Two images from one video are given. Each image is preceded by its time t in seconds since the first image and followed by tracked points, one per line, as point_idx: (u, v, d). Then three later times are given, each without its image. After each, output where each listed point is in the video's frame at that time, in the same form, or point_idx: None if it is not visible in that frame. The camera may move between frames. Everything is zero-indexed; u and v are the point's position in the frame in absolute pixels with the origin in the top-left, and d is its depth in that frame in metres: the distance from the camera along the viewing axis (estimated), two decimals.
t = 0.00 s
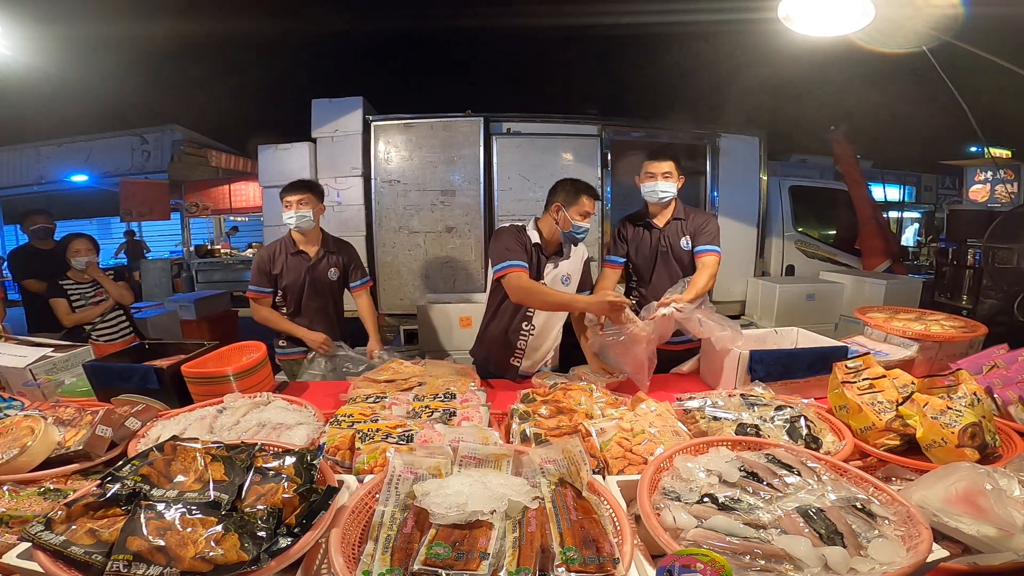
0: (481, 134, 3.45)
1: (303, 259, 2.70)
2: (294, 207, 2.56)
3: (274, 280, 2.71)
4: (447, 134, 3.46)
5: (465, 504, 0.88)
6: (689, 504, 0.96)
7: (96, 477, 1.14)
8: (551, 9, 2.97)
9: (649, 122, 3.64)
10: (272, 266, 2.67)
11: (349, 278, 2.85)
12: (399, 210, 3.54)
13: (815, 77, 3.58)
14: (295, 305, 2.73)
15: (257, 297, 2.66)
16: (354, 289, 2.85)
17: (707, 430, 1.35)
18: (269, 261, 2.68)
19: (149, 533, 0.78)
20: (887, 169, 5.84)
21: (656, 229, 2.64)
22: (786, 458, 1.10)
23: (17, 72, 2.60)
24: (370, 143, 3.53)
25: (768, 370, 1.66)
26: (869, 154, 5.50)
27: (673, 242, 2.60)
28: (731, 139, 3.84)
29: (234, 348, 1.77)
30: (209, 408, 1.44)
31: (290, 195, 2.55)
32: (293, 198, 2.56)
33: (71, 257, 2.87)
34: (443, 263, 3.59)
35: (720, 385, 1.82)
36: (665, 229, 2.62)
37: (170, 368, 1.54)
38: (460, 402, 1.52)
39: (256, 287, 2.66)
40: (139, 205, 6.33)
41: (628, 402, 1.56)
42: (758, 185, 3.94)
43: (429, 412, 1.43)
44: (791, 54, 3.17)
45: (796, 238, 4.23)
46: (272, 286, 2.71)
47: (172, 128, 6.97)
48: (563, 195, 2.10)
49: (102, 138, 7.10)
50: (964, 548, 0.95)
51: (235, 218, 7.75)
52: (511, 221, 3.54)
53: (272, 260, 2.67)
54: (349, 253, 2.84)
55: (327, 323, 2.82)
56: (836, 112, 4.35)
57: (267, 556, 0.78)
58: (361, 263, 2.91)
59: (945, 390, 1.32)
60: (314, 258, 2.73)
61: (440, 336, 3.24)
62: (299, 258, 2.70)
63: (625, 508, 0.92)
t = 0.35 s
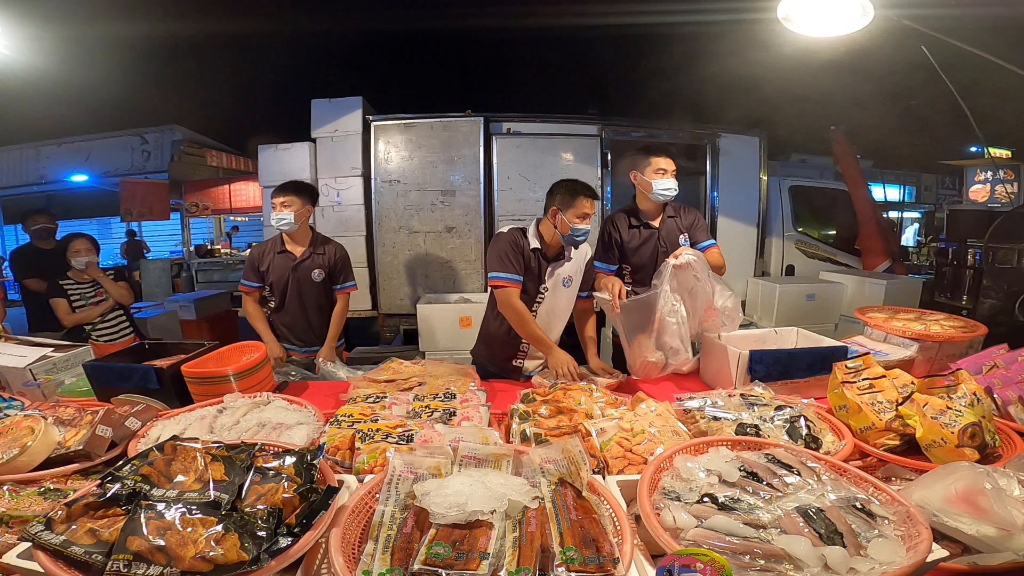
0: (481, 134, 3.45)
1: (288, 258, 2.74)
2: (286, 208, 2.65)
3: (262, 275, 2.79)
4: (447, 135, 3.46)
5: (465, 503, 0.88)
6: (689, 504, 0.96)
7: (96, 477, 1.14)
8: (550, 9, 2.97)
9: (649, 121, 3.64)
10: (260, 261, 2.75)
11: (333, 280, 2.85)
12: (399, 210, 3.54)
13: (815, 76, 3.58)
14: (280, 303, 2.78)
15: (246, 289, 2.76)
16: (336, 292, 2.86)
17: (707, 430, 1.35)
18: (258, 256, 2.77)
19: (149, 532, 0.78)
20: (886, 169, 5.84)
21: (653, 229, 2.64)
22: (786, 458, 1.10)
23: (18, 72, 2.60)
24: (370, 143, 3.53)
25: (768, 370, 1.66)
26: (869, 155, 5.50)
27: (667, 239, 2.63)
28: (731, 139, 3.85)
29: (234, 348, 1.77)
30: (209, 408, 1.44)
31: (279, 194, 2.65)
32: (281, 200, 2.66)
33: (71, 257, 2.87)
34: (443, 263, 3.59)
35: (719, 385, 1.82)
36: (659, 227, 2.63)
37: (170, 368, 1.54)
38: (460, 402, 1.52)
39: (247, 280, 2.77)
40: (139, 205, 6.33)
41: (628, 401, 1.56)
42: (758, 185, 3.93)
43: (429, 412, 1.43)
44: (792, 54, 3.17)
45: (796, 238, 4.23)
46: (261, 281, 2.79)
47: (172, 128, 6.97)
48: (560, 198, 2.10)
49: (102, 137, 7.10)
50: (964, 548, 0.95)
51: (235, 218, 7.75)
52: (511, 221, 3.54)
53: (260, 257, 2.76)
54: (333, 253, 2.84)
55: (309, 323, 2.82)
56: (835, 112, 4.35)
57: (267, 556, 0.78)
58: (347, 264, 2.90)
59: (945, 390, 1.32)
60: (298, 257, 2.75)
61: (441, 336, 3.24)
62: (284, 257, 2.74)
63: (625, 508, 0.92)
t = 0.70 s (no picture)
0: (481, 134, 3.45)
1: (266, 253, 2.79)
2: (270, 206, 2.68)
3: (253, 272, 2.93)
4: (447, 135, 3.46)
5: (465, 504, 0.88)
6: (689, 504, 0.96)
7: (96, 477, 1.14)
8: (551, 10, 2.97)
9: (649, 122, 3.64)
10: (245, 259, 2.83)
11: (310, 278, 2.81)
12: (400, 210, 3.54)
13: (815, 76, 3.58)
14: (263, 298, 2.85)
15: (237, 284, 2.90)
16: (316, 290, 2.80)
17: (707, 430, 1.35)
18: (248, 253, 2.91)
19: (149, 533, 0.78)
20: (886, 169, 5.84)
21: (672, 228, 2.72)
22: (786, 458, 1.10)
23: (18, 73, 2.60)
24: (370, 143, 3.53)
25: (768, 370, 1.66)
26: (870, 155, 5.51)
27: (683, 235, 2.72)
28: (731, 139, 3.84)
29: (234, 348, 1.77)
30: (209, 408, 1.44)
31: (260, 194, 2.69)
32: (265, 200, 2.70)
33: (71, 257, 2.87)
34: (443, 263, 3.59)
35: (719, 385, 1.82)
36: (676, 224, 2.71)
37: (170, 368, 1.54)
38: (461, 402, 1.52)
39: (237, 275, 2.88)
40: (139, 206, 6.34)
41: (628, 401, 1.56)
42: (758, 185, 3.94)
43: (429, 412, 1.43)
44: (792, 53, 3.17)
45: (796, 238, 4.23)
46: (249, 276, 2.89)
47: (173, 128, 6.97)
48: (550, 197, 2.12)
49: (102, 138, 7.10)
50: (964, 548, 0.95)
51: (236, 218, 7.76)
52: (511, 221, 3.54)
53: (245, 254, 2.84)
54: (309, 250, 2.80)
55: (288, 322, 2.86)
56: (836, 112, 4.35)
57: (267, 557, 0.78)
58: (324, 262, 2.82)
59: (945, 390, 1.32)
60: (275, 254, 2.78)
61: (442, 336, 3.25)
62: (264, 252, 2.80)
63: (625, 508, 0.92)
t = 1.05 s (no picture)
0: (481, 134, 3.45)
1: (249, 252, 2.79)
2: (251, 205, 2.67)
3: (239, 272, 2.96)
4: (447, 134, 3.46)
5: (465, 503, 0.88)
6: (689, 504, 0.96)
7: (96, 477, 1.14)
8: (551, 9, 2.97)
9: (649, 121, 3.64)
10: (227, 260, 2.82)
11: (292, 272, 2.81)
12: (399, 210, 3.54)
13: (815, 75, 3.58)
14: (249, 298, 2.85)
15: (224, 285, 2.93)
16: (294, 285, 2.78)
17: (707, 430, 1.35)
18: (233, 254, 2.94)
19: (149, 533, 0.78)
20: (887, 169, 5.85)
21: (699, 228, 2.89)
22: (786, 458, 1.10)
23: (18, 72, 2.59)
24: (370, 143, 3.53)
25: (768, 369, 1.65)
26: (870, 155, 5.51)
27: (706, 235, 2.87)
28: (730, 139, 3.84)
29: (234, 348, 1.77)
30: (209, 408, 1.44)
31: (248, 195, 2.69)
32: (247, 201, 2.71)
33: (71, 257, 2.87)
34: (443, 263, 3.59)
35: (719, 384, 1.82)
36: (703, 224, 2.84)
37: (170, 368, 1.54)
38: (460, 402, 1.52)
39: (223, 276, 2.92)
40: (139, 205, 6.34)
41: (628, 401, 1.56)
42: (758, 185, 3.93)
43: (429, 412, 1.43)
44: (793, 53, 3.17)
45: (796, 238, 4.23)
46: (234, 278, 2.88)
47: (172, 128, 6.97)
48: (528, 195, 2.15)
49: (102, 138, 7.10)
50: (963, 548, 0.95)
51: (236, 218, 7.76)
52: (511, 221, 3.54)
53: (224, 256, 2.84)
54: (292, 246, 2.81)
55: (273, 321, 2.86)
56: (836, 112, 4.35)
57: (267, 556, 0.78)
58: (306, 255, 2.82)
59: (944, 390, 1.32)
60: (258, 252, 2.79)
61: (442, 337, 3.25)
62: (247, 253, 2.79)
63: (625, 508, 0.92)
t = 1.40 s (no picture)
0: (481, 134, 3.45)
1: (264, 252, 2.78)
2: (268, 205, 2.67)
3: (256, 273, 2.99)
4: (447, 134, 3.46)
5: (465, 504, 0.88)
6: (689, 504, 0.96)
7: (96, 477, 1.14)
8: (550, 9, 2.97)
9: (649, 121, 3.64)
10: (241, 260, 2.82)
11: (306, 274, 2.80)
12: (399, 210, 3.54)
13: (816, 74, 3.57)
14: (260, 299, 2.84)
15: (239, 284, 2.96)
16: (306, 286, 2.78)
17: (707, 430, 1.35)
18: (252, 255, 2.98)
19: (149, 533, 0.78)
20: (886, 169, 5.86)
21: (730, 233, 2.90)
22: (786, 458, 1.10)
23: (17, 72, 2.59)
24: (370, 143, 3.53)
25: (769, 369, 1.65)
26: (870, 155, 5.51)
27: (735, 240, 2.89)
28: (731, 139, 3.83)
29: (234, 348, 1.77)
30: (209, 408, 1.44)
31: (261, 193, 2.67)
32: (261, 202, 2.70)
33: (70, 257, 2.86)
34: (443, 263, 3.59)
35: (719, 384, 1.82)
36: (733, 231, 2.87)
37: (170, 368, 1.54)
38: (460, 402, 1.52)
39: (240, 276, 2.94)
40: (139, 205, 6.34)
41: (628, 401, 1.56)
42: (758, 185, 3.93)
43: (429, 412, 1.43)
44: (793, 52, 3.17)
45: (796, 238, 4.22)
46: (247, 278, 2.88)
47: (172, 128, 6.97)
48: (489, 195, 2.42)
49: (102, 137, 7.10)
50: (963, 548, 0.95)
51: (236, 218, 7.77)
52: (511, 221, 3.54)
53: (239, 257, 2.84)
54: (307, 248, 2.80)
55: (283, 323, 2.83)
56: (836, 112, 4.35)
57: (267, 556, 0.78)
58: (320, 259, 2.81)
59: (945, 390, 1.32)
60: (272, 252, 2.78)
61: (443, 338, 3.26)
62: (261, 253, 2.79)
63: (625, 508, 0.92)
